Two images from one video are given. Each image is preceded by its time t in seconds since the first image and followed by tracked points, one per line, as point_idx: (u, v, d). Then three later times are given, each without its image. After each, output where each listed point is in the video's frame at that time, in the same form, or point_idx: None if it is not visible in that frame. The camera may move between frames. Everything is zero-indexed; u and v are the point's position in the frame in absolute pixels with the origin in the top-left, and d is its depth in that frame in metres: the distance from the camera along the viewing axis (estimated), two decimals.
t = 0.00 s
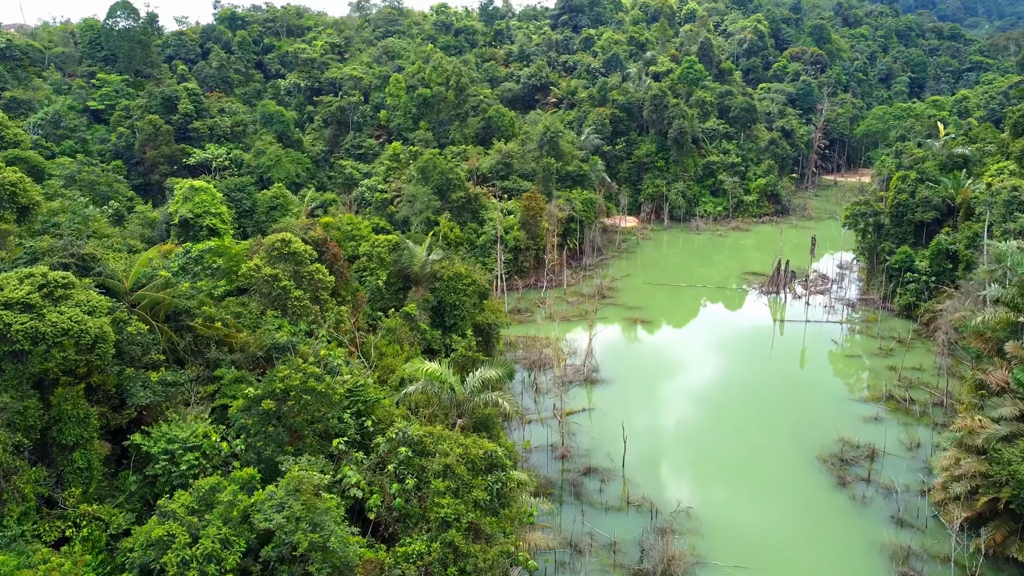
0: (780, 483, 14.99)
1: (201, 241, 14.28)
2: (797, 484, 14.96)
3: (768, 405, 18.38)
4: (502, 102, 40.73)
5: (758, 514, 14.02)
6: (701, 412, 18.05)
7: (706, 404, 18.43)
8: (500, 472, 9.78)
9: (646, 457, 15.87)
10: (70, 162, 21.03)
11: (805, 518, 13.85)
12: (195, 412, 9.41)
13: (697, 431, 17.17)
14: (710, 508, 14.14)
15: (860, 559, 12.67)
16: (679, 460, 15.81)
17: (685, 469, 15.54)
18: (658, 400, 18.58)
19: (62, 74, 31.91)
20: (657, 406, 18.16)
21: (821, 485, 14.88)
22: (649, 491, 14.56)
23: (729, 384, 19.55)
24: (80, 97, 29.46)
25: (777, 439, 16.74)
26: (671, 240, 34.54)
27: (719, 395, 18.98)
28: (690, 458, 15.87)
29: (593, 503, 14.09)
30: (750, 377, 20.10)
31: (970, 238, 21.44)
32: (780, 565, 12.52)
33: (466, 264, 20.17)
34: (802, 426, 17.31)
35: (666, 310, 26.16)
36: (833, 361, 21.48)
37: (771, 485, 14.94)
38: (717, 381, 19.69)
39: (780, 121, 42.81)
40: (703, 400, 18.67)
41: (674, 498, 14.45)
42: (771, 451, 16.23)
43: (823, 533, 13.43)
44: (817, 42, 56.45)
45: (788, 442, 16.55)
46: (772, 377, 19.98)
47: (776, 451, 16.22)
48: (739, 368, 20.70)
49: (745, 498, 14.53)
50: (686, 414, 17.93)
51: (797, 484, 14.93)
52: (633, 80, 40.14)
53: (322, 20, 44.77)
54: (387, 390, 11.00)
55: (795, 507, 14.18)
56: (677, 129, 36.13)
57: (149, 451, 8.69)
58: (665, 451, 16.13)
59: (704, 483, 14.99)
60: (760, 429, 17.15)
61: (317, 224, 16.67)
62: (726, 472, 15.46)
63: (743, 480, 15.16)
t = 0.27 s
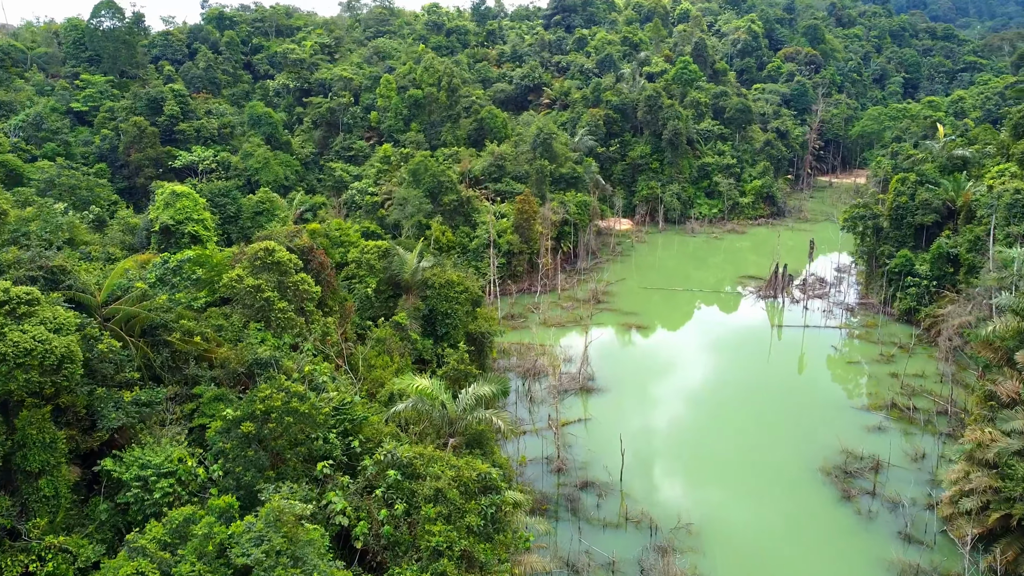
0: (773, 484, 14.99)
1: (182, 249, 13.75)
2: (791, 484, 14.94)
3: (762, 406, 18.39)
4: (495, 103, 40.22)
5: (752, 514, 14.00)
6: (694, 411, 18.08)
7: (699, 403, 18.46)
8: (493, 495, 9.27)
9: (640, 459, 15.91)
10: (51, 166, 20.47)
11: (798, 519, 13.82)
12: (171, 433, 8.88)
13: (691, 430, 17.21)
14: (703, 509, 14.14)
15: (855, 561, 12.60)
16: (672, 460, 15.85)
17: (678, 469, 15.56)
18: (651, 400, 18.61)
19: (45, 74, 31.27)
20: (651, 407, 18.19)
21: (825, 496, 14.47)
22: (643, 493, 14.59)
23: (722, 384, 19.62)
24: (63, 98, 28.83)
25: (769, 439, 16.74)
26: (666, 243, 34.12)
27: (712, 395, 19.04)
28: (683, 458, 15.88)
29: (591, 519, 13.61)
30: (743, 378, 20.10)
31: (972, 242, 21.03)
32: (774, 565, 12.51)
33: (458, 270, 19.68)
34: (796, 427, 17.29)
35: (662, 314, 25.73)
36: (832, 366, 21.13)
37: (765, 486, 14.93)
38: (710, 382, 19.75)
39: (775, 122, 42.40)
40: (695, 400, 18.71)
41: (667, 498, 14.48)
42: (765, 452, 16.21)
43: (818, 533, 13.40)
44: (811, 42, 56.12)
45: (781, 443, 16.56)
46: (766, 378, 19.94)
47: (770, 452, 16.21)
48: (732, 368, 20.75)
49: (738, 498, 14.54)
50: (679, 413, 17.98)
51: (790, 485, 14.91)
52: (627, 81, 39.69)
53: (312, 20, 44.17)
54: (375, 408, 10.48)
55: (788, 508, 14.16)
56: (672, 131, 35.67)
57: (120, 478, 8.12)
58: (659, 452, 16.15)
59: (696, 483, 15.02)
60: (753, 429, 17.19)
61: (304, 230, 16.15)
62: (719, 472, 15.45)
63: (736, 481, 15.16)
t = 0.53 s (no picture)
0: (760, 483, 15.04)
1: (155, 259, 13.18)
2: (778, 484, 14.97)
3: (749, 405, 18.44)
4: (480, 104, 39.72)
5: (739, 513, 14.02)
6: (680, 410, 18.13)
7: (686, 403, 18.51)
8: (482, 520, 8.76)
9: (628, 458, 15.92)
10: (21, 170, 19.80)
11: (786, 518, 13.84)
12: (137, 459, 8.31)
13: (677, 429, 17.26)
14: (690, 508, 14.17)
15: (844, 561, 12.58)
16: (659, 460, 15.88)
17: (665, 469, 15.59)
18: (638, 401, 18.65)
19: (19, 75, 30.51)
20: (637, 407, 18.23)
21: (824, 509, 14.06)
22: (630, 493, 14.61)
23: (708, 384, 19.68)
24: (37, 100, 28.10)
25: (757, 439, 16.76)
26: (654, 245, 33.74)
27: (699, 394, 19.10)
28: (671, 457, 15.91)
29: (583, 537, 13.09)
30: (729, 379, 20.15)
31: (965, 245, 20.76)
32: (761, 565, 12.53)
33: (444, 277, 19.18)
34: (782, 428, 17.32)
35: (651, 318, 25.33)
36: (824, 371, 20.84)
37: (752, 485, 14.96)
38: (696, 381, 19.80)
39: (763, 123, 42.12)
40: (682, 399, 18.78)
41: (654, 497, 14.51)
42: (752, 452, 16.21)
43: (806, 533, 13.41)
44: (797, 42, 55.94)
45: (768, 443, 16.60)
46: (753, 379, 19.95)
47: (758, 451, 16.23)
48: (718, 368, 20.80)
49: (725, 496, 14.59)
50: (666, 413, 18.01)
51: (778, 485, 14.91)
52: (614, 82, 39.30)
53: (294, 20, 43.50)
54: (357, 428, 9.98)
55: (776, 507, 14.18)
56: (659, 132, 35.29)
57: (81, 509, 7.54)
58: (646, 452, 16.17)
59: (684, 482, 15.04)
60: (739, 428, 17.26)
61: (284, 236, 15.58)
62: (706, 472, 15.47)
63: (724, 480, 15.19)
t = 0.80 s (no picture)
0: (745, 483, 15.14)
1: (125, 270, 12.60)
2: (764, 485, 15.04)
3: (734, 406, 18.57)
4: (465, 105, 39.22)
5: (726, 514, 14.11)
6: (667, 411, 18.23)
7: (672, 404, 18.60)
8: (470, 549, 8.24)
9: (615, 459, 15.98)
10: None
11: (773, 519, 13.91)
12: (99, 490, 7.78)
13: (664, 430, 17.38)
14: (677, 509, 14.25)
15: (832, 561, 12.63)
16: (646, 461, 15.97)
17: (652, 469, 15.69)
18: (625, 401, 18.72)
19: None
20: (624, 408, 18.31)
21: (822, 523, 13.65)
22: (616, 494, 14.69)
23: (694, 384, 19.81)
24: (9, 102, 27.34)
25: (743, 440, 16.86)
26: (642, 247, 33.36)
27: (685, 394, 19.23)
28: (657, 459, 15.99)
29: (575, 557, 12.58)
30: (716, 379, 20.21)
31: (958, 248, 20.49)
32: (748, 565, 12.59)
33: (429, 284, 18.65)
34: (768, 429, 17.43)
35: (640, 323, 24.90)
36: (815, 376, 20.56)
37: (738, 486, 15.06)
38: (683, 382, 19.92)
39: (750, 123, 41.83)
40: (668, 399, 18.88)
41: (641, 497, 14.60)
42: (739, 453, 16.28)
43: (793, 532, 13.49)
44: (783, 43, 55.78)
45: (754, 444, 16.69)
46: (740, 379, 20.01)
47: (744, 453, 16.33)
48: (704, 369, 20.91)
49: (711, 497, 14.69)
50: (652, 414, 18.10)
51: (764, 485, 14.98)
52: (601, 82, 38.90)
53: (276, 19, 42.81)
54: (337, 450, 9.47)
55: (763, 507, 14.28)
56: (647, 133, 34.90)
57: (35, 547, 6.95)
58: (633, 453, 16.25)
59: (671, 483, 15.12)
60: (725, 429, 17.36)
61: (262, 244, 14.98)
62: (693, 472, 15.58)
63: (710, 481, 15.29)
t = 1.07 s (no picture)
0: (733, 481, 15.17)
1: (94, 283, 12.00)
2: (751, 484, 15.04)
3: (721, 404, 18.64)
4: (450, 106, 38.67)
5: (713, 512, 14.14)
6: (654, 410, 18.26)
7: (659, 403, 18.63)
8: None
9: (603, 458, 16.00)
10: None
11: (760, 518, 13.91)
12: (56, 524, 7.24)
13: (651, 428, 17.43)
14: (664, 508, 14.28)
15: (820, 561, 12.61)
16: (633, 459, 16.00)
17: (639, 468, 15.71)
18: (612, 401, 18.74)
19: None
20: (611, 407, 18.34)
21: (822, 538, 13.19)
22: (603, 492, 14.72)
23: (681, 383, 19.89)
24: None
25: (730, 438, 16.91)
26: (631, 250, 32.96)
27: (672, 393, 19.30)
28: (645, 457, 16.03)
29: None
30: (703, 378, 20.21)
31: (952, 251, 20.21)
32: (736, 564, 12.59)
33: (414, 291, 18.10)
34: (755, 427, 17.47)
35: (630, 328, 24.47)
36: (807, 380, 20.23)
37: (726, 484, 15.08)
38: (669, 381, 19.99)
39: (737, 124, 41.51)
40: (654, 399, 18.94)
41: (629, 497, 14.61)
42: (726, 451, 16.32)
43: (781, 530, 13.49)
44: (770, 43, 55.58)
45: (741, 442, 16.74)
46: (728, 379, 20.01)
47: (731, 451, 16.37)
48: (691, 368, 20.96)
49: (698, 494, 14.74)
50: (639, 412, 18.15)
51: (751, 485, 14.98)
52: (588, 83, 38.48)
53: (257, 19, 42.09)
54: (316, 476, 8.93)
55: (751, 506, 14.30)
56: (634, 134, 34.48)
57: None
58: (620, 452, 16.27)
59: (658, 482, 15.16)
60: (712, 428, 17.39)
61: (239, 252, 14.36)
62: (680, 471, 15.61)
63: (697, 479, 15.32)
